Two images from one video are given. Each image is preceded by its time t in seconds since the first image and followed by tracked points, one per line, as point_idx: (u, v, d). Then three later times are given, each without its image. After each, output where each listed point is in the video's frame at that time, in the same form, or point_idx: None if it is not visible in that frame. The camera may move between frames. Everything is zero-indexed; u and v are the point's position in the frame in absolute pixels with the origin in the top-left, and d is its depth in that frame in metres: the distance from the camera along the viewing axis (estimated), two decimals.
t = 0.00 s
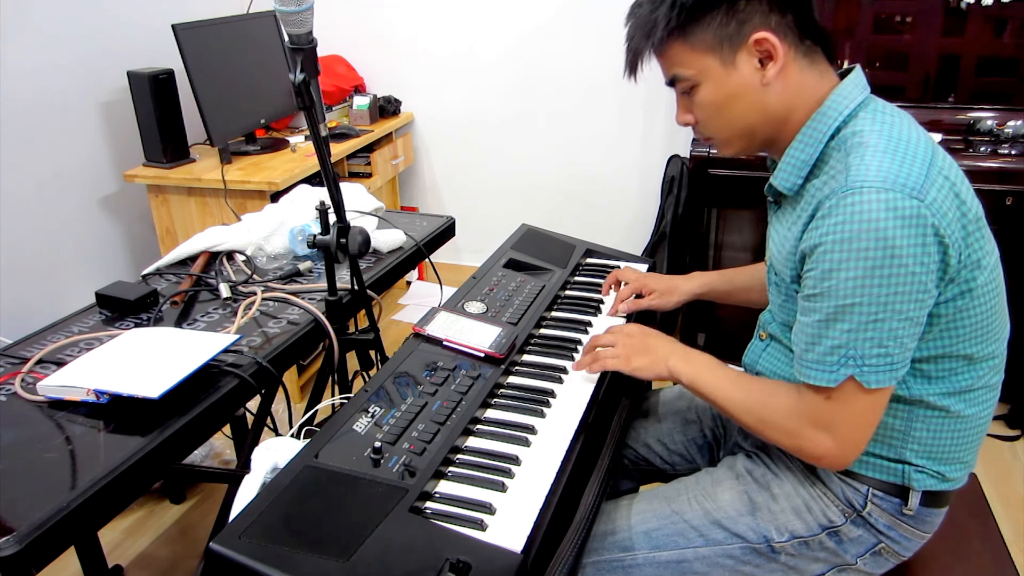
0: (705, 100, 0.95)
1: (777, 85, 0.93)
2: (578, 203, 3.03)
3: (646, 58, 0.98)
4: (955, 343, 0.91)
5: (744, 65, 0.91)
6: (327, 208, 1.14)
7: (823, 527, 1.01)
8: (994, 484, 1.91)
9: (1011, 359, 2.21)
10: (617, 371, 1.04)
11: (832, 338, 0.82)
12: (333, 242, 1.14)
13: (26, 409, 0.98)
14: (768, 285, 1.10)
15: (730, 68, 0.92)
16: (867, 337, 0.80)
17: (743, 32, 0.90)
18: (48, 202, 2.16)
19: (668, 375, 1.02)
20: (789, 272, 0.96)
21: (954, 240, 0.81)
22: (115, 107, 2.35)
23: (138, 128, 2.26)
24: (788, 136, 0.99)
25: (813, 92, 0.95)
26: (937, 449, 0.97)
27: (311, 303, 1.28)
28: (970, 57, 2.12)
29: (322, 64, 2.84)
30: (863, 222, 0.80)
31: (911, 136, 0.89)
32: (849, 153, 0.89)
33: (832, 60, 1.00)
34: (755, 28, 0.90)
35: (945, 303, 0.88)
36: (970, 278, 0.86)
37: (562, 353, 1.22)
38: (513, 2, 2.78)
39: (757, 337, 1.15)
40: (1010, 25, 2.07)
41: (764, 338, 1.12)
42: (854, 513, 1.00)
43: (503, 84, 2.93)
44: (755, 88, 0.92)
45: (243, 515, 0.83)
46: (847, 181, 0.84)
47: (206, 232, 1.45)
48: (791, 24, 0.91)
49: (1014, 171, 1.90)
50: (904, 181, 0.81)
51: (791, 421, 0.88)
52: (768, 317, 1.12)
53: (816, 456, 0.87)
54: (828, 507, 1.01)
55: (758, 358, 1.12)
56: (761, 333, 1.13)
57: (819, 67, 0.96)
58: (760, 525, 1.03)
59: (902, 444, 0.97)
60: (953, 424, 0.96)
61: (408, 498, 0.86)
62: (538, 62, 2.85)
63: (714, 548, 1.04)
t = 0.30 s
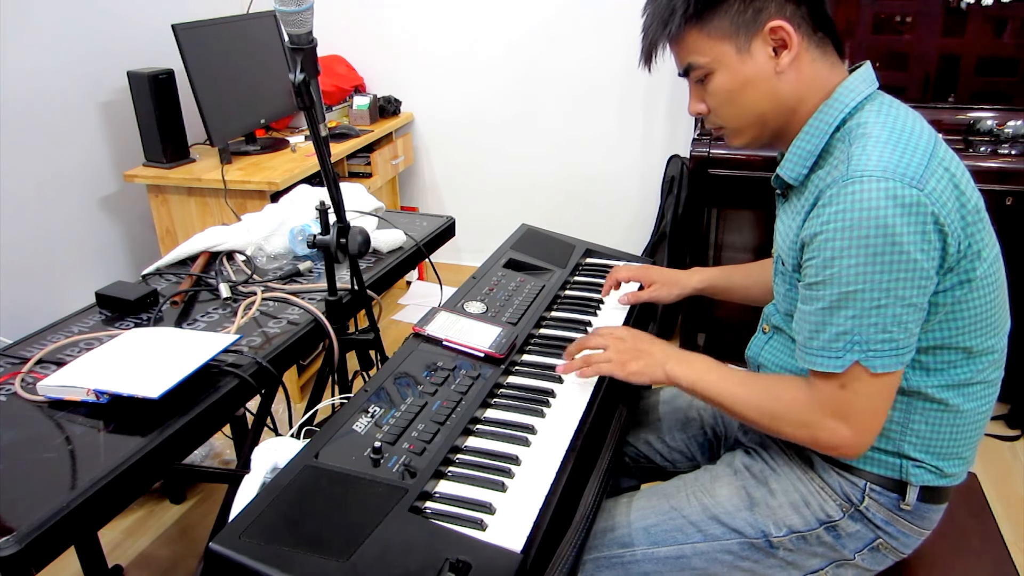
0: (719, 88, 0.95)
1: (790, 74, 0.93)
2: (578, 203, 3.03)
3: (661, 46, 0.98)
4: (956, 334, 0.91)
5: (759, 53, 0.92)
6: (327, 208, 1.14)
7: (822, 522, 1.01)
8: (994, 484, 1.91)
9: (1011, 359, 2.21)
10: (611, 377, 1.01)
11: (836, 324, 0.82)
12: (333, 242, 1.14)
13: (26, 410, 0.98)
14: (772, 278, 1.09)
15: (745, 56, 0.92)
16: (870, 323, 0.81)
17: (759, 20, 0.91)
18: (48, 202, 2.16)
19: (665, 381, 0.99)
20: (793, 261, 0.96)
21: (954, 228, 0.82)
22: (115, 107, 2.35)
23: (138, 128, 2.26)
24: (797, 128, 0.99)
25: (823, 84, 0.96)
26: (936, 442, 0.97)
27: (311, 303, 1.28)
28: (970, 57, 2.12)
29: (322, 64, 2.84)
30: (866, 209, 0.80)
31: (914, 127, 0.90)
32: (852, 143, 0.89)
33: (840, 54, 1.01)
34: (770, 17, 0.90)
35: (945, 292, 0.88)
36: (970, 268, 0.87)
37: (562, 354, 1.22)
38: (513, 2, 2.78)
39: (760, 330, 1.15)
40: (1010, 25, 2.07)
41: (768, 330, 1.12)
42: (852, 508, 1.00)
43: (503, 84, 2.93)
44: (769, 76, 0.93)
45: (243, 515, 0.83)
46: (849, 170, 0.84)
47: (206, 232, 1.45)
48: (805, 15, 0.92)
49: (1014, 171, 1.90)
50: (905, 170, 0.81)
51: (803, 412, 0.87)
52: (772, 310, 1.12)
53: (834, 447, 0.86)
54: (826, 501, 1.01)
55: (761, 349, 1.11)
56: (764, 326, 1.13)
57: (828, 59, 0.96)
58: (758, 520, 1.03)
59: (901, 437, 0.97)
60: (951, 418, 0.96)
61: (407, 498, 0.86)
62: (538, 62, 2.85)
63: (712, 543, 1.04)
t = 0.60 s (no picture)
0: (707, 90, 0.95)
1: (779, 76, 0.93)
2: (578, 203, 3.03)
3: (652, 50, 0.99)
4: (957, 329, 0.92)
5: (746, 55, 0.92)
6: (327, 208, 1.14)
7: (822, 521, 1.01)
8: (994, 483, 1.91)
9: (1010, 359, 2.21)
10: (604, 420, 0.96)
11: (847, 325, 0.82)
12: (333, 242, 1.14)
13: (26, 410, 0.98)
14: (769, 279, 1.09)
15: (733, 58, 0.92)
16: (880, 321, 0.80)
17: (746, 23, 0.91)
18: (47, 202, 2.16)
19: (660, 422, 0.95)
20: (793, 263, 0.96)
21: (952, 221, 0.82)
22: (115, 107, 2.35)
23: (138, 128, 2.26)
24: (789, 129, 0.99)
25: (813, 85, 0.96)
26: (936, 440, 0.97)
27: (311, 303, 1.28)
28: (970, 57, 2.12)
29: (322, 64, 2.84)
30: (866, 208, 0.80)
31: (907, 122, 0.90)
32: (847, 143, 0.90)
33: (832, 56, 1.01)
34: (757, 19, 0.91)
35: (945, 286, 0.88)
36: (969, 262, 0.87)
37: (562, 354, 1.22)
38: (513, 2, 2.78)
39: (758, 330, 1.15)
40: (1010, 25, 2.08)
41: (765, 331, 1.13)
42: (851, 506, 1.00)
43: (503, 84, 2.93)
44: (756, 78, 0.93)
45: (242, 515, 0.83)
46: (846, 170, 0.84)
47: (206, 232, 1.45)
48: (793, 18, 0.92)
49: (1014, 171, 1.90)
50: (903, 167, 0.81)
51: (815, 421, 0.86)
52: (768, 311, 1.12)
53: (850, 453, 0.85)
54: (826, 500, 1.01)
55: (757, 351, 1.13)
56: (761, 326, 1.14)
57: (819, 60, 0.96)
58: (758, 519, 1.03)
59: (899, 435, 0.97)
60: (952, 413, 0.96)
61: (407, 499, 0.86)
62: (538, 62, 2.85)
63: (713, 542, 1.04)
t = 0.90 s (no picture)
0: (694, 97, 0.96)
1: (764, 83, 0.93)
2: (578, 203, 3.03)
3: (639, 57, 0.99)
4: (947, 333, 0.91)
5: (731, 63, 0.92)
6: (327, 208, 1.14)
7: (821, 523, 1.01)
8: (994, 483, 1.91)
9: (1010, 358, 2.21)
10: (603, 425, 0.99)
11: (831, 332, 0.82)
12: (333, 242, 1.14)
13: (27, 409, 0.98)
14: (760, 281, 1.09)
15: (718, 66, 0.93)
16: (864, 329, 0.81)
17: (729, 31, 0.91)
18: (47, 201, 2.16)
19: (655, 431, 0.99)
20: (781, 267, 0.96)
21: (939, 228, 0.82)
22: (115, 107, 2.35)
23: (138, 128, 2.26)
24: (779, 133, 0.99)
25: (801, 90, 0.95)
26: (931, 443, 0.97)
27: (311, 303, 1.28)
28: (970, 57, 2.12)
29: (323, 64, 2.84)
30: (851, 217, 0.80)
31: (895, 127, 0.89)
32: (834, 149, 0.89)
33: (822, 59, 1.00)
34: (741, 27, 0.91)
35: (934, 293, 0.88)
36: (957, 268, 0.87)
37: (562, 354, 1.22)
38: (514, 2, 2.78)
39: (752, 334, 1.15)
40: (1010, 25, 2.07)
41: (758, 335, 1.13)
42: (850, 509, 1.00)
43: (503, 84, 2.93)
44: (741, 86, 0.93)
45: (242, 516, 0.83)
46: (832, 177, 0.84)
47: (206, 232, 1.45)
48: (778, 23, 0.92)
49: (1014, 171, 1.90)
50: (888, 174, 0.81)
51: (803, 428, 0.87)
52: (761, 314, 1.12)
53: (837, 459, 0.85)
54: (824, 503, 1.01)
55: (752, 354, 1.13)
56: (756, 330, 1.14)
57: (807, 66, 0.96)
58: (756, 522, 1.03)
59: (895, 438, 0.98)
60: (946, 417, 0.96)
61: (408, 499, 0.85)
62: (538, 62, 2.85)
63: (712, 545, 1.04)
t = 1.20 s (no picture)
0: (688, 102, 0.96)
1: (759, 88, 0.93)
2: (578, 203, 3.03)
3: (633, 60, 0.99)
4: (942, 338, 0.91)
5: (725, 69, 0.92)
6: (327, 208, 1.14)
7: (821, 525, 1.01)
8: (994, 483, 1.91)
9: (1010, 358, 2.21)
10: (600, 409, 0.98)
11: (817, 338, 0.82)
12: (333, 242, 1.14)
13: (27, 409, 0.98)
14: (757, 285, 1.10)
15: (712, 72, 0.93)
16: (851, 336, 0.81)
17: (724, 36, 0.91)
18: (47, 201, 2.16)
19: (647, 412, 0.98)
20: (775, 272, 0.96)
21: (932, 236, 0.82)
22: (115, 107, 2.35)
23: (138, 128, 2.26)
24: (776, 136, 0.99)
25: (796, 94, 0.95)
26: (929, 445, 0.97)
27: (311, 303, 1.28)
28: (970, 57, 2.12)
29: (323, 64, 2.84)
30: (840, 224, 0.80)
31: (890, 133, 0.89)
32: (829, 154, 0.89)
33: (818, 62, 1.00)
34: (735, 33, 0.91)
35: (927, 299, 0.88)
36: (950, 275, 0.87)
37: (562, 354, 1.22)
38: (514, 2, 2.78)
39: (751, 336, 1.16)
40: (1010, 25, 2.07)
41: (757, 337, 1.13)
42: (850, 510, 1.00)
43: (503, 84, 2.93)
44: (736, 91, 0.93)
45: (242, 516, 0.83)
46: (824, 183, 0.84)
47: (206, 232, 1.45)
48: (773, 28, 0.92)
49: (1014, 171, 1.90)
50: (881, 181, 0.81)
51: (779, 423, 0.88)
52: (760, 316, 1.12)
53: (808, 456, 0.88)
54: (824, 504, 1.01)
55: (751, 356, 1.13)
56: (754, 332, 1.14)
57: (802, 69, 0.96)
58: (757, 523, 1.03)
59: (894, 440, 0.97)
60: (945, 419, 0.96)
61: (408, 498, 0.86)
62: (538, 62, 2.85)
63: (712, 546, 1.04)
